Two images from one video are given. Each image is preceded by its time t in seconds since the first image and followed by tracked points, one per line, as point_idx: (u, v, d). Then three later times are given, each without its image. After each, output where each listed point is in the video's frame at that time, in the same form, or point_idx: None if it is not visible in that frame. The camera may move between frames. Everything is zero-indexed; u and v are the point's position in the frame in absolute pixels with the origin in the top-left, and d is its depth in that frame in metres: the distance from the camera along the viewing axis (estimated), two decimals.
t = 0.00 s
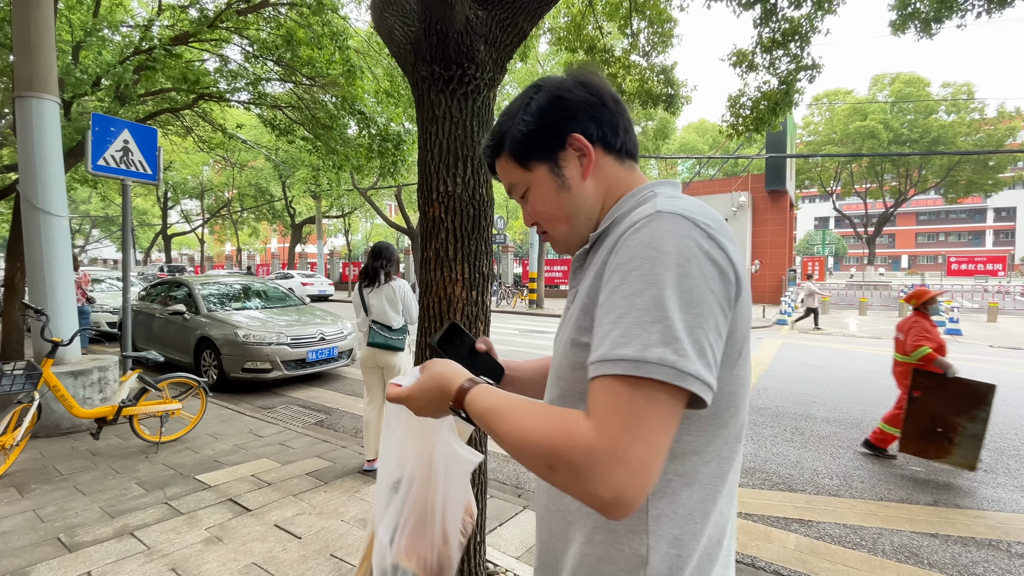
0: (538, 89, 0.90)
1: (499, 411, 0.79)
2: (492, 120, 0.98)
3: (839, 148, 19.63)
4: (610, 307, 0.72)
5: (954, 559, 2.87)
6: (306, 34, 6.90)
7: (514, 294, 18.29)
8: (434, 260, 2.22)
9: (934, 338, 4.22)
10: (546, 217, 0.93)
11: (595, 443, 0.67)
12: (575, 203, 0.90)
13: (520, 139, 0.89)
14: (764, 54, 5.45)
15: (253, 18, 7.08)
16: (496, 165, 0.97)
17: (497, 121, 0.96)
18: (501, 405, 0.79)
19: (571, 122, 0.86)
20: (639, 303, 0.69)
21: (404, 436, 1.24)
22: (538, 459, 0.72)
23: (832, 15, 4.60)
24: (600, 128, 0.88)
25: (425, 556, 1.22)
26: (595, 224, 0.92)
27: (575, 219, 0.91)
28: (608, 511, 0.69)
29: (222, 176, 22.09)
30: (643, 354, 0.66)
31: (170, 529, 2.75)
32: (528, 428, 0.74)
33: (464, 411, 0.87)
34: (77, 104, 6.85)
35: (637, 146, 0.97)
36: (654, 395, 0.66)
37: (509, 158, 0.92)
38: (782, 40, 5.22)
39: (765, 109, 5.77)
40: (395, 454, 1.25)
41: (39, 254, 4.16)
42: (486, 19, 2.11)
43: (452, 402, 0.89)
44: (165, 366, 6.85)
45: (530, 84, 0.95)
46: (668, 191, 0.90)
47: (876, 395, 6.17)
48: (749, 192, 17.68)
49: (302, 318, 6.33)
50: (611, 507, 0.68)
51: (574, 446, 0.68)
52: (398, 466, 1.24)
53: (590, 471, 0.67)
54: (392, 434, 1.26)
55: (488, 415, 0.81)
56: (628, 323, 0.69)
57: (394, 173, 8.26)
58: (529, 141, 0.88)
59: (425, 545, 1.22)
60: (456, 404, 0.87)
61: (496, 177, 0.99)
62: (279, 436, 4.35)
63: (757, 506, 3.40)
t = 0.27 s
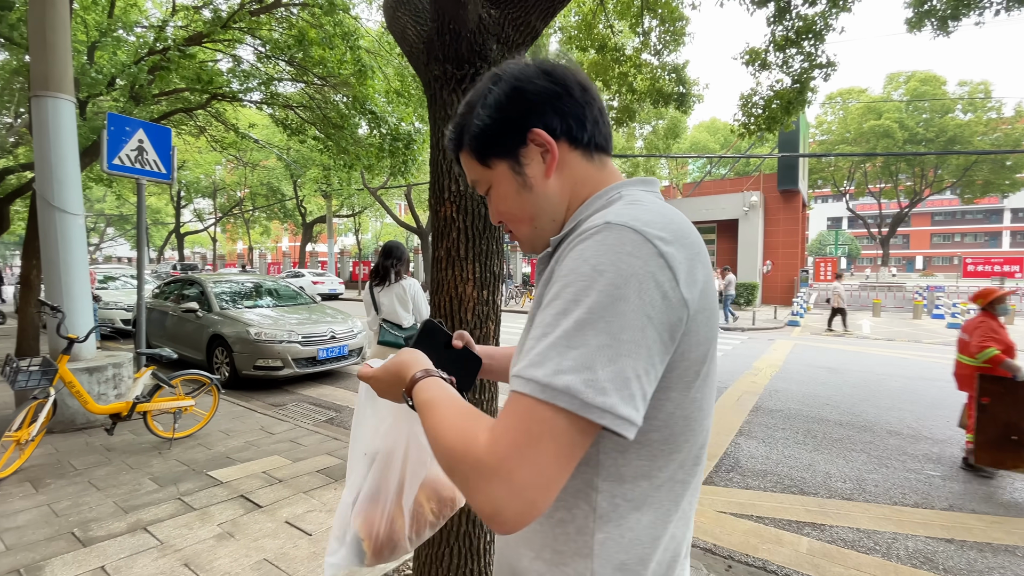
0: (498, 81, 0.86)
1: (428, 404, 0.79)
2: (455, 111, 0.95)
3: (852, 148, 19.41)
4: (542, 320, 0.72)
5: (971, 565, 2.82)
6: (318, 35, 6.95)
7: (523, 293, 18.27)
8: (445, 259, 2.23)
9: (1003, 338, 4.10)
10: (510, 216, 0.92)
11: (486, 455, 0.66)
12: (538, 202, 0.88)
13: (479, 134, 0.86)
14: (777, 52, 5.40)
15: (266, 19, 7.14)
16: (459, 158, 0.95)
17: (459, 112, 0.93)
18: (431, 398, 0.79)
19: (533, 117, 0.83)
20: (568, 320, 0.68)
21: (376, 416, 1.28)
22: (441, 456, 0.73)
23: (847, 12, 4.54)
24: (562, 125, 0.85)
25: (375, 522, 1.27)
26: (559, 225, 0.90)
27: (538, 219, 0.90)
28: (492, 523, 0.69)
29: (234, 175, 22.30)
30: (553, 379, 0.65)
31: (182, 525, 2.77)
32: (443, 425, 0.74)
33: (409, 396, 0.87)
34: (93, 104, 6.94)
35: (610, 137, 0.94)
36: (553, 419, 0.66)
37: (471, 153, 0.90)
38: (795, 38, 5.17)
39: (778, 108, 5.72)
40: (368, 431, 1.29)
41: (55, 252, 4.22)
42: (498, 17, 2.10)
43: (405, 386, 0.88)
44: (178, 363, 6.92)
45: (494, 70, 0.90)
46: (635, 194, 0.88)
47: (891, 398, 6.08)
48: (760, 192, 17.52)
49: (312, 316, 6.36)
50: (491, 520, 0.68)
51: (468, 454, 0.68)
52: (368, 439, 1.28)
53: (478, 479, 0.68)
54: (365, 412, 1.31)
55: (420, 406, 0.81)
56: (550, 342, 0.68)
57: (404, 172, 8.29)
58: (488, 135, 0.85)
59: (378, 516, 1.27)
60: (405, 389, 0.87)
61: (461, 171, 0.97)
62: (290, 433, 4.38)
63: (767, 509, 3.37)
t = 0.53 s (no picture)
0: (457, 70, 0.84)
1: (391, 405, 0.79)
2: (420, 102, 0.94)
3: (865, 147, 19.18)
4: (496, 318, 0.71)
5: (987, 571, 2.78)
6: (329, 34, 6.98)
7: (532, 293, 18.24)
8: (456, 258, 2.24)
9: None
10: (479, 208, 0.93)
11: (442, 461, 0.66)
12: (503, 195, 0.88)
13: (442, 127, 0.86)
14: (790, 51, 5.35)
15: (278, 19, 7.19)
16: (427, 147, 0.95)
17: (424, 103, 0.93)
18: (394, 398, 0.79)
19: (491, 109, 0.82)
20: (518, 317, 0.67)
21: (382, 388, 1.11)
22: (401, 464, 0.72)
23: (862, 10, 4.49)
24: (523, 115, 0.83)
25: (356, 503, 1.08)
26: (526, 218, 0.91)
27: (505, 212, 0.91)
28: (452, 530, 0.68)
29: (245, 175, 22.46)
30: (502, 381, 0.64)
31: (194, 520, 2.80)
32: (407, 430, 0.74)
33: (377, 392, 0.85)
34: (107, 104, 7.01)
35: (578, 119, 0.92)
36: (507, 424, 0.64)
37: (436, 145, 0.90)
38: (808, 37, 5.11)
39: (790, 107, 5.66)
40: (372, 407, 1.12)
41: (69, 250, 4.28)
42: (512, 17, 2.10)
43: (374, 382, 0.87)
44: (190, 360, 6.99)
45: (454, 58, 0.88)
46: (602, 181, 0.86)
47: (904, 400, 6.01)
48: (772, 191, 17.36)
49: (322, 315, 6.40)
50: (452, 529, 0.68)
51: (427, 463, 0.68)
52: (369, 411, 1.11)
53: (438, 489, 0.67)
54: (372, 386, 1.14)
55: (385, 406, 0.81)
56: (501, 341, 0.66)
57: (413, 172, 8.31)
58: (448, 130, 0.85)
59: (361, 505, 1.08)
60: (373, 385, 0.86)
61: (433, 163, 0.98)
62: (300, 430, 4.41)
63: (778, 512, 3.33)
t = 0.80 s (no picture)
0: (454, 81, 0.85)
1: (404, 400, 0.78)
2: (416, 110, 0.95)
3: (880, 146, 18.94)
4: (517, 314, 0.71)
5: None
6: (341, 35, 7.04)
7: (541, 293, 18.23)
8: (468, 257, 2.24)
9: None
10: (476, 215, 0.94)
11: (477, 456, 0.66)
12: (502, 202, 0.89)
13: (439, 137, 0.86)
14: (803, 49, 5.29)
15: (290, 20, 7.25)
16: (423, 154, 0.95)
17: (421, 112, 0.93)
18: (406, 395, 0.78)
19: (489, 119, 0.83)
20: (543, 313, 0.67)
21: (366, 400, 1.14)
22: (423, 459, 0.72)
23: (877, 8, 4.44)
24: (521, 124, 0.84)
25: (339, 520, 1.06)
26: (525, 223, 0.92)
27: (505, 218, 0.92)
28: (479, 522, 0.70)
29: (257, 174, 22.68)
30: (533, 375, 0.64)
31: (208, 515, 2.83)
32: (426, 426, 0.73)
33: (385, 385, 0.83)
34: (123, 104, 7.12)
35: (572, 130, 0.93)
36: (538, 415, 0.65)
37: (434, 152, 0.91)
38: (823, 34, 5.06)
39: (803, 106, 5.60)
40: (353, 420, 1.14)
41: (86, 248, 4.34)
42: (525, 17, 2.10)
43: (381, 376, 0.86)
44: (203, 357, 7.07)
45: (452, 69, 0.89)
46: (603, 187, 0.88)
47: (919, 403, 5.92)
48: (784, 191, 17.20)
49: (333, 313, 6.44)
50: (480, 520, 0.69)
51: (460, 455, 0.67)
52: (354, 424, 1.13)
53: (469, 482, 0.68)
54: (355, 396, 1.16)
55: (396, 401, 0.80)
56: (529, 336, 0.67)
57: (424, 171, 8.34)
58: (447, 139, 0.86)
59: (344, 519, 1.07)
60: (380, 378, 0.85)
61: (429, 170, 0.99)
62: (311, 427, 4.44)
63: (790, 514, 3.30)
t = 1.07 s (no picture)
0: (478, 79, 0.85)
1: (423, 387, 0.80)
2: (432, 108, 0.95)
3: (894, 145, 18.69)
4: (543, 309, 0.72)
5: None
6: (352, 35, 7.09)
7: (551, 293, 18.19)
8: (479, 257, 2.25)
9: None
10: (487, 213, 0.93)
11: (502, 438, 0.68)
12: (516, 201, 0.90)
13: (458, 133, 0.87)
14: (817, 47, 5.24)
15: (302, 21, 7.31)
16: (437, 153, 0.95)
17: (437, 110, 0.93)
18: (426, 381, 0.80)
19: (510, 119, 0.84)
20: (569, 311, 0.69)
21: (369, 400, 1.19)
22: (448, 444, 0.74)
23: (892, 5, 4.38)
24: (541, 125, 0.85)
25: (336, 511, 1.17)
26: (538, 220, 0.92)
27: (517, 216, 0.92)
28: (506, 501, 0.73)
29: (269, 174, 22.88)
30: (562, 367, 0.66)
31: (221, 510, 2.87)
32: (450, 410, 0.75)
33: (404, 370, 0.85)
34: (138, 105, 7.21)
35: (583, 138, 0.95)
36: (563, 403, 0.67)
37: (449, 150, 0.91)
38: (837, 32, 5.00)
39: (817, 104, 5.54)
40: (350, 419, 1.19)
41: (102, 246, 4.40)
42: (537, 17, 2.10)
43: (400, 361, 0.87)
44: (216, 355, 7.16)
45: (473, 71, 0.90)
46: (617, 191, 0.90)
47: (935, 406, 5.83)
48: (796, 191, 17.03)
49: (343, 311, 6.48)
50: (509, 502, 0.72)
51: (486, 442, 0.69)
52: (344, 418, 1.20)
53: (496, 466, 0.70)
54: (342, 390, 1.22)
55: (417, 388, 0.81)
56: (558, 331, 0.69)
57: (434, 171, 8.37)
58: (467, 136, 0.86)
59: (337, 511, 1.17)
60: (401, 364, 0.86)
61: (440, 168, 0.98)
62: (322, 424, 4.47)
63: (802, 517, 3.28)
